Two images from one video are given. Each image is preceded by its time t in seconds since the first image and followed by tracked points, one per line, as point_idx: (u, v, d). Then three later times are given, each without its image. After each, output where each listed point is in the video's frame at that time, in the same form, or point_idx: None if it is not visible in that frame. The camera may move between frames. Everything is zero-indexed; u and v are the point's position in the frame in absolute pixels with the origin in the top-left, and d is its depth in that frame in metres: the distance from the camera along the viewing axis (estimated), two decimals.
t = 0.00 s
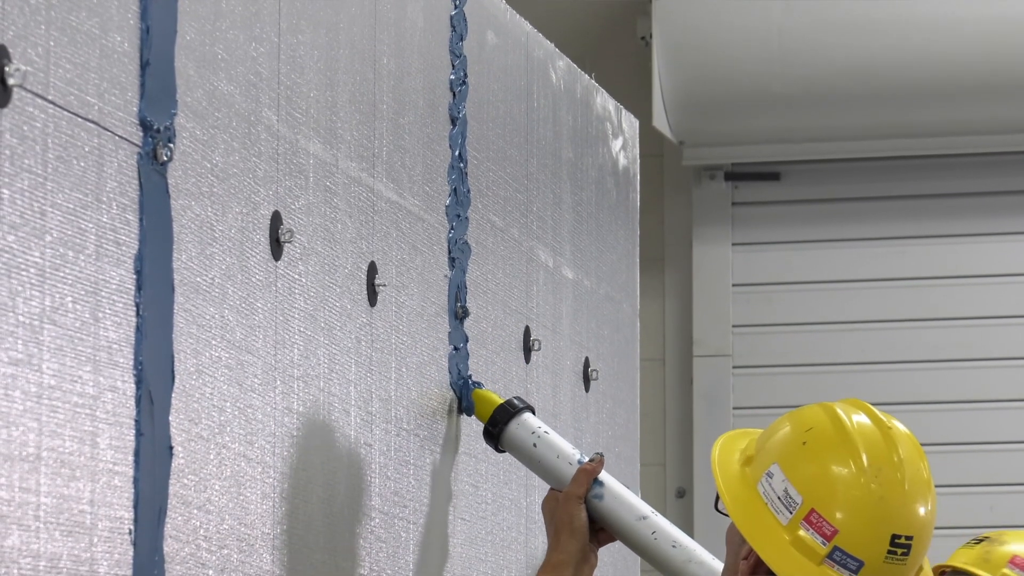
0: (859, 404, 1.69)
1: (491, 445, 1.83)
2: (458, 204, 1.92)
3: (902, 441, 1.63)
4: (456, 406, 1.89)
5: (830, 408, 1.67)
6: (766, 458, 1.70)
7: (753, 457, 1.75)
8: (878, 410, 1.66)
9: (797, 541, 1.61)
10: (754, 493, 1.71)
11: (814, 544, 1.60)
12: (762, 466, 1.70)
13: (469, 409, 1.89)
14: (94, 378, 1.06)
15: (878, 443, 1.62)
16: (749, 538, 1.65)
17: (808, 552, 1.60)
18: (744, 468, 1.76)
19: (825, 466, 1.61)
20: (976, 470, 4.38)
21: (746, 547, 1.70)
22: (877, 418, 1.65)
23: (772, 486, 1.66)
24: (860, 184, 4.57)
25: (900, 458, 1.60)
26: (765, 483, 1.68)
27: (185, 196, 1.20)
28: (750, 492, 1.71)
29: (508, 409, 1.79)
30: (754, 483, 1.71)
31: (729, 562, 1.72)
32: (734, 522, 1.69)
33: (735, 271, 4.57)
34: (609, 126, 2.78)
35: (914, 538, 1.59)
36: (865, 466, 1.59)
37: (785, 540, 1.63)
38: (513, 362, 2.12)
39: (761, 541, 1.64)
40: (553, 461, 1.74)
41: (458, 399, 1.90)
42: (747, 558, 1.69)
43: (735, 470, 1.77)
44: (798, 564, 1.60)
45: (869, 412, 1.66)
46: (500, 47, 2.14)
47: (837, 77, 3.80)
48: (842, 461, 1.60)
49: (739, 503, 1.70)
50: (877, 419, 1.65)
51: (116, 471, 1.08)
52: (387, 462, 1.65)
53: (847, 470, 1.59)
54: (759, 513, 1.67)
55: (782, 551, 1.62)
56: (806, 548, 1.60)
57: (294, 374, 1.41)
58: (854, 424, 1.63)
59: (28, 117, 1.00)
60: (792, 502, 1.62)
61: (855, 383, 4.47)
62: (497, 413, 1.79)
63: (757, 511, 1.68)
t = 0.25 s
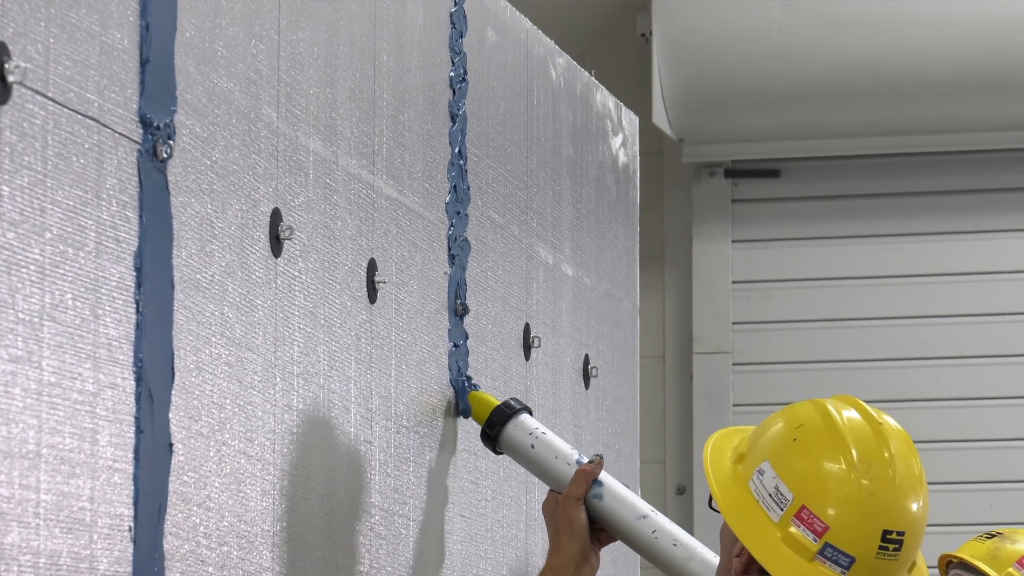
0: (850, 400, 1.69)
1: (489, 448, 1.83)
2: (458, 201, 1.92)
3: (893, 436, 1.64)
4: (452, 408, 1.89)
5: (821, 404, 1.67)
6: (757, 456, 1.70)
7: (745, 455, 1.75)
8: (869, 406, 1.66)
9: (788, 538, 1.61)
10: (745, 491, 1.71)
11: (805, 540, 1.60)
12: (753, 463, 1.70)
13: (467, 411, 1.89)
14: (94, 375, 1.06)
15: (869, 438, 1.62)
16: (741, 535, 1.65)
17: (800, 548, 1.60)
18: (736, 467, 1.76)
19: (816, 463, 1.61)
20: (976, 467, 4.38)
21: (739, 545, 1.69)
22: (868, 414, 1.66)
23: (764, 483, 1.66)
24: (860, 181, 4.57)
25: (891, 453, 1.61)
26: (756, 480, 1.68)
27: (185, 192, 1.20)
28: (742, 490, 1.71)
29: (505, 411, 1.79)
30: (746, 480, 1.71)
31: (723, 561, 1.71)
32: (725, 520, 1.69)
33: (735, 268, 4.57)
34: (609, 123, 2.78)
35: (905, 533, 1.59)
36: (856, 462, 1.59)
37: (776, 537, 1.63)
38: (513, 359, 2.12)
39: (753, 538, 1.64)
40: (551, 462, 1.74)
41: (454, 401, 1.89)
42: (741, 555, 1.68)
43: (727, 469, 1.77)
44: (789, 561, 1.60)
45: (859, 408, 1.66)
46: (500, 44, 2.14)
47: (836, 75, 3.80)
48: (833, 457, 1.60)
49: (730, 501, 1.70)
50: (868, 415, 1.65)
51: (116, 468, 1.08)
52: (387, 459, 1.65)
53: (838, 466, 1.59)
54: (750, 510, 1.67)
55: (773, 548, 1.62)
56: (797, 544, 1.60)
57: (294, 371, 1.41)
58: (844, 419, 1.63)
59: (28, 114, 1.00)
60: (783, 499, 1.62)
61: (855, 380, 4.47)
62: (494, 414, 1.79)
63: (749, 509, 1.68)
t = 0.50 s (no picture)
0: (855, 399, 1.69)
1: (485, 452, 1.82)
2: (458, 199, 1.92)
3: (896, 433, 1.63)
4: (445, 413, 1.86)
5: (824, 402, 1.67)
6: (761, 453, 1.71)
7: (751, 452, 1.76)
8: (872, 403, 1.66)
9: (790, 534, 1.62)
10: (750, 487, 1.72)
11: (807, 536, 1.60)
12: (758, 460, 1.72)
13: (460, 416, 1.86)
14: (94, 373, 1.06)
15: (871, 435, 1.61)
16: (744, 531, 1.66)
17: (802, 544, 1.61)
18: (742, 464, 1.77)
19: (817, 460, 1.61)
20: (976, 466, 4.38)
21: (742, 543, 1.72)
22: (871, 411, 1.65)
23: (767, 479, 1.67)
24: (860, 180, 4.57)
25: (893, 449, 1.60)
26: (760, 476, 1.69)
27: (185, 191, 1.20)
28: (747, 486, 1.72)
29: (502, 417, 1.78)
30: (751, 477, 1.72)
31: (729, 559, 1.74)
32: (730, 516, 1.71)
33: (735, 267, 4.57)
34: (609, 121, 2.78)
35: (908, 530, 1.59)
36: (857, 459, 1.59)
37: (780, 533, 1.64)
38: (513, 358, 2.12)
39: (756, 534, 1.65)
40: (551, 469, 1.74)
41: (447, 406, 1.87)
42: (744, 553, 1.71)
43: (734, 467, 1.79)
44: (791, 556, 1.62)
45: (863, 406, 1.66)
46: (500, 42, 2.14)
47: (835, 73, 3.80)
48: (834, 455, 1.60)
49: (735, 497, 1.72)
50: (871, 412, 1.65)
51: (116, 466, 1.08)
52: (387, 457, 1.65)
53: (839, 463, 1.60)
54: (754, 507, 1.69)
55: (776, 544, 1.63)
56: (799, 540, 1.61)
57: (294, 369, 1.41)
58: (847, 417, 1.63)
59: (28, 112, 1.00)
60: (784, 495, 1.63)
61: (855, 378, 4.47)
62: (491, 421, 1.77)
63: (753, 505, 1.69)
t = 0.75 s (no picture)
0: (859, 399, 1.70)
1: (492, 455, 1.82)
2: (458, 196, 1.92)
3: (900, 433, 1.64)
4: (456, 418, 1.89)
5: (829, 401, 1.68)
6: (765, 451, 1.71)
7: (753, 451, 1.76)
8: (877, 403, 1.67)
9: (794, 531, 1.62)
10: (753, 486, 1.72)
11: (810, 533, 1.60)
12: (762, 458, 1.72)
13: (471, 420, 1.89)
14: (94, 371, 1.06)
15: (876, 434, 1.62)
16: (748, 528, 1.65)
17: (805, 541, 1.61)
18: (744, 463, 1.78)
19: (822, 457, 1.62)
20: (976, 463, 4.38)
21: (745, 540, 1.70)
22: (876, 411, 1.66)
23: (770, 477, 1.67)
24: (860, 177, 4.57)
25: (897, 449, 1.61)
26: (763, 474, 1.69)
27: (185, 188, 1.20)
28: (750, 485, 1.72)
29: (508, 419, 1.78)
30: (754, 475, 1.72)
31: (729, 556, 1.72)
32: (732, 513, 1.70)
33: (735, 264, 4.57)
34: (609, 119, 2.78)
35: (910, 529, 1.59)
36: (862, 457, 1.59)
37: (782, 530, 1.63)
38: (513, 355, 2.12)
39: (759, 531, 1.64)
40: (553, 469, 1.73)
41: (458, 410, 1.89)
42: (747, 550, 1.69)
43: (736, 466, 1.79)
44: (794, 553, 1.61)
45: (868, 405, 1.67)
46: (500, 40, 2.14)
47: (835, 71, 3.80)
48: (839, 452, 1.61)
49: (738, 495, 1.71)
50: (875, 412, 1.66)
51: (116, 463, 1.08)
52: (387, 455, 1.65)
53: (844, 461, 1.60)
54: (756, 505, 1.68)
55: (779, 541, 1.62)
56: (802, 537, 1.61)
57: (294, 366, 1.41)
58: (851, 415, 1.64)
59: (28, 110, 1.00)
60: (788, 492, 1.63)
61: (855, 376, 4.47)
62: (497, 422, 1.77)
63: (755, 502, 1.69)
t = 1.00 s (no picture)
0: (845, 395, 1.70)
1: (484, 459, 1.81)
2: (457, 193, 1.92)
3: (888, 429, 1.64)
4: (448, 420, 1.87)
5: (815, 398, 1.68)
6: (752, 449, 1.71)
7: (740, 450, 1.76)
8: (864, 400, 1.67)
9: (784, 528, 1.62)
10: (741, 483, 1.72)
11: (800, 529, 1.60)
12: (749, 457, 1.72)
13: (463, 423, 1.88)
14: (94, 368, 1.06)
15: (864, 430, 1.62)
16: (737, 525, 1.65)
17: (795, 537, 1.61)
18: (732, 462, 1.77)
19: (810, 454, 1.62)
20: (976, 460, 4.38)
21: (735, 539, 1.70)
22: (864, 408, 1.66)
23: (759, 474, 1.67)
24: (860, 174, 4.57)
25: (885, 444, 1.61)
26: (752, 472, 1.69)
27: (185, 185, 1.20)
28: (737, 483, 1.72)
29: (502, 424, 1.77)
30: (741, 474, 1.72)
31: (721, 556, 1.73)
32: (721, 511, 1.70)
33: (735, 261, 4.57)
34: (609, 115, 2.78)
35: (900, 523, 1.59)
36: (851, 453, 1.60)
37: (771, 527, 1.63)
38: (513, 352, 2.13)
39: (748, 528, 1.64)
40: (548, 476, 1.73)
41: (450, 412, 1.87)
42: (736, 548, 1.69)
43: (723, 464, 1.79)
44: (784, 550, 1.61)
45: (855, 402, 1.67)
46: (500, 37, 2.14)
47: (835, 67, 3.80)
48: (828, 448, 1.61)
49: (726, 493, 1.71)
50: (863, 408, 1.66)
51: (116, 460, 1.08)
52: (386, 451, 1.65)
53: (832, 457, 1.60)
54: (745, 502, 1.68)
55: (768, 538, 1.62)
56: (792, 534, 1.61)
57: (294, 363, 1.41)
58: (840, 412, 1.64)
59: (28, 107, 1.00)
60: (777, 489, 1.63)
61: (855, 372, 4.47)
62: (492, 427, 1.77)
63: (744, 499, 1.68)
